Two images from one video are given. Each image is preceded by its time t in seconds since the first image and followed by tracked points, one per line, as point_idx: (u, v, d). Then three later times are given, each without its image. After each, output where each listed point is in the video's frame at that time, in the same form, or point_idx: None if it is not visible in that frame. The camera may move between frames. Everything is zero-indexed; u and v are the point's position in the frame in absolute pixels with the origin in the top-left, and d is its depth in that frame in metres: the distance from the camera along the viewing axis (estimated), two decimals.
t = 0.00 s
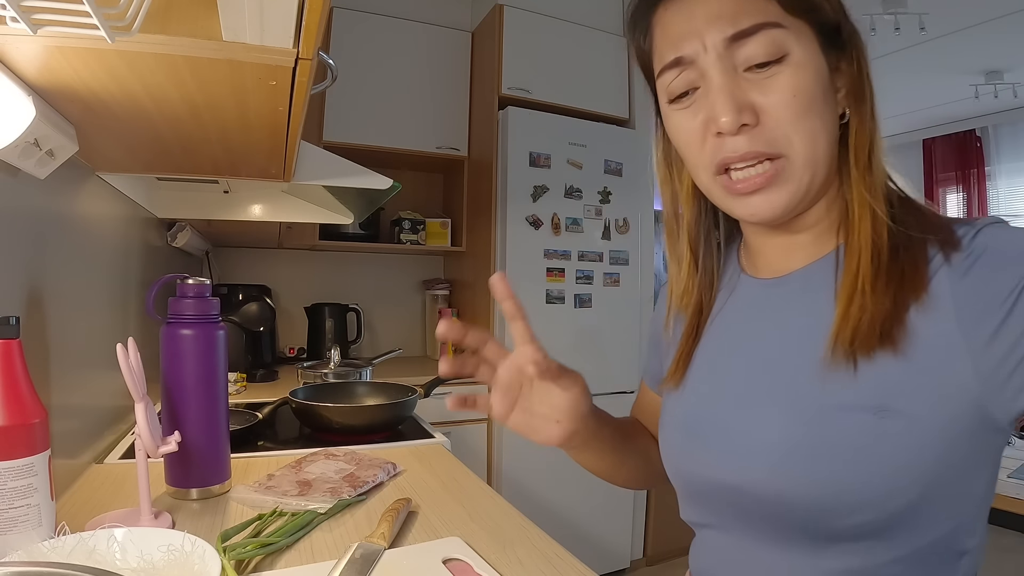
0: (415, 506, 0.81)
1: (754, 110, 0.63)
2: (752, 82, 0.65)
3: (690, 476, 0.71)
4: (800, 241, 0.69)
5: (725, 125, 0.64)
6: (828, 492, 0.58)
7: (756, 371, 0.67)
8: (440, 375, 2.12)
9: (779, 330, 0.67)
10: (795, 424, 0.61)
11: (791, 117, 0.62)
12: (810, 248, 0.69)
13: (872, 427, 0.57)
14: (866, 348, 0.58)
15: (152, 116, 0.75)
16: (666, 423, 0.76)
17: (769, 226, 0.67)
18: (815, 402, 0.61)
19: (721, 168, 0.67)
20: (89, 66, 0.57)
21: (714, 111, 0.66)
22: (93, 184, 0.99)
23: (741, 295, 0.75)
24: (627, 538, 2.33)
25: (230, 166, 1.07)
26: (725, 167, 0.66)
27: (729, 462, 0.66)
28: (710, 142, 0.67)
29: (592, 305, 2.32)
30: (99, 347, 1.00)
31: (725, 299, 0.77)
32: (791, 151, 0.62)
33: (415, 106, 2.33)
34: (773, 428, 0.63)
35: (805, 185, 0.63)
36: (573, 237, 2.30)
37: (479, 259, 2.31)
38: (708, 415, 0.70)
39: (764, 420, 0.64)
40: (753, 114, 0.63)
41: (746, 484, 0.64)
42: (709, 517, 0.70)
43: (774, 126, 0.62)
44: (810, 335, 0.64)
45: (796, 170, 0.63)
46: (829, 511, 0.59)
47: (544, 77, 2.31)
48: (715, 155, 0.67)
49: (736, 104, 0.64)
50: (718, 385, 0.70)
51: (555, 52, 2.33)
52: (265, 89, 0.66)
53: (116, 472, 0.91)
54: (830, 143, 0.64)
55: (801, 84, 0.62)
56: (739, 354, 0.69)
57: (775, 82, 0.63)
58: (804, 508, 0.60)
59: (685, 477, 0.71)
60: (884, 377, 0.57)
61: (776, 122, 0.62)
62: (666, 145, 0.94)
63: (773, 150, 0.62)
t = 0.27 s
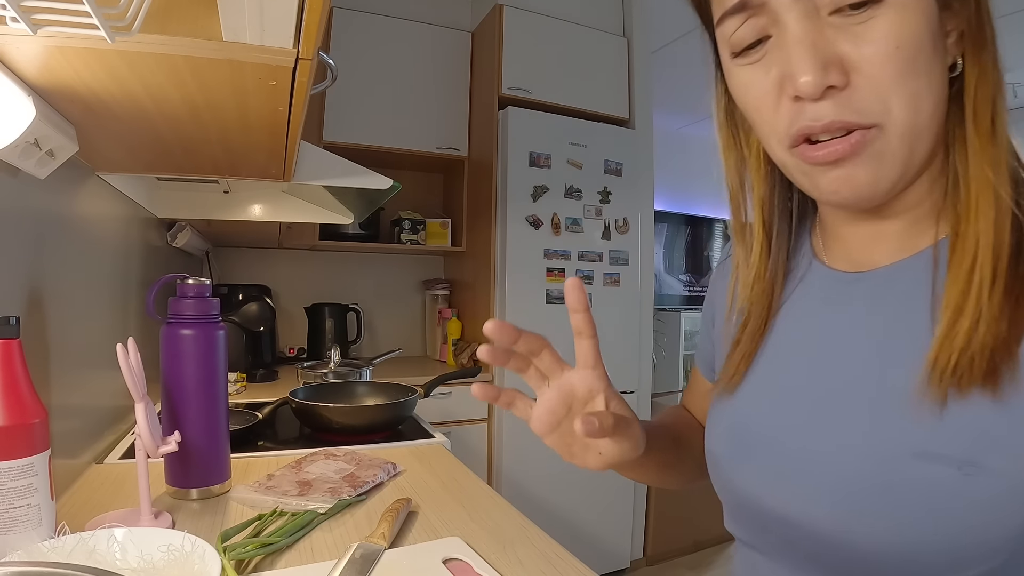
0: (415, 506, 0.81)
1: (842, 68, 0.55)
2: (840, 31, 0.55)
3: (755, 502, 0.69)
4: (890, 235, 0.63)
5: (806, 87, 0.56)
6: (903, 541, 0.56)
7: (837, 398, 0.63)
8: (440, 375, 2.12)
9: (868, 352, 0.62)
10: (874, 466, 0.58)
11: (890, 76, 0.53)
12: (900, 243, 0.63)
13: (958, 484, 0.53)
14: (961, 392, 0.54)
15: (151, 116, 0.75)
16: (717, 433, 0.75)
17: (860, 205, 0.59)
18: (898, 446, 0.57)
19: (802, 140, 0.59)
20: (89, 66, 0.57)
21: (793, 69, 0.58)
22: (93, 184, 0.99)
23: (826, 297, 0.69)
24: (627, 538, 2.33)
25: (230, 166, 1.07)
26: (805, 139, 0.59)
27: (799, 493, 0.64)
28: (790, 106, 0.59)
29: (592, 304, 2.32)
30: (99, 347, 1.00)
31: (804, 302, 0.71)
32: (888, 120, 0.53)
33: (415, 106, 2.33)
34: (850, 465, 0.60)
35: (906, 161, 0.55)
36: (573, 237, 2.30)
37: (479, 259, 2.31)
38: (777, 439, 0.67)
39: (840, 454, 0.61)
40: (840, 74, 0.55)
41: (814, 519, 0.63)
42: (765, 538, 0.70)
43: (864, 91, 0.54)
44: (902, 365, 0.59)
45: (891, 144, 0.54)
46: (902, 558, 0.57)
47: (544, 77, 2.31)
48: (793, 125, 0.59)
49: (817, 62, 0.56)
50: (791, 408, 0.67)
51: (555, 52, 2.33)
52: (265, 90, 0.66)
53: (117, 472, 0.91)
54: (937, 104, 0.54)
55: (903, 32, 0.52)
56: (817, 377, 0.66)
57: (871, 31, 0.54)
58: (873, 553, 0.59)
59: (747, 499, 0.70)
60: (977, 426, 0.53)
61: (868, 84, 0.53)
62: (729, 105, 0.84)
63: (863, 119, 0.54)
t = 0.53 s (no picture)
0: (415, 506, 0.81)
1: (870, 38, 0.50)
2: None
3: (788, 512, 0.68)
4: (938, 232, 0.61)
5: (826, 61, 0.52)
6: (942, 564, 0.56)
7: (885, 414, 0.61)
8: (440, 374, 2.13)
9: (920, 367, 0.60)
10: (918, 488, 0.57)
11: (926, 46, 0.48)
12: (949, 241, 0.61)
13: (1004, 514, 0.52)
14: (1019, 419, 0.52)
15: (151, 116, 0.75)
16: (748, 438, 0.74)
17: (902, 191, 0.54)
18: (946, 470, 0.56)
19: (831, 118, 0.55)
20: (89, 66, 0.57)
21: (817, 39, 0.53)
22: (93, 185, 0.99)
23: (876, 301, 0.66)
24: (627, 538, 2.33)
25: (230, 167, 1.07)
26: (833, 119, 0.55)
27: (837, 508, 0.63)
28: (814, 83, 0.55)
29: (592, 304, 2.32)
30: (99, 346, 1.00)
31: (852, 306, 0.69)
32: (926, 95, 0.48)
33: (415, 106, 2.33)
34: (894, 485, 0.59)
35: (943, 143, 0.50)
36: (573, 237, 2.30)
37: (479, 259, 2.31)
38: (816, 452, 0.66)
39: (882, 473, 0.60)
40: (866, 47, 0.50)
41: (852, 535, 0.62)
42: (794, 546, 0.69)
43: (894, 66, 0.49)
44: (956, 384, 0.57)
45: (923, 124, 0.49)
46: None
47: (544, 77, 2.31)
48: (816, 103, 0.56)
49: (840, 32, 0.51)
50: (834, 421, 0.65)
51: (555, 51, 2.33)
52: (265, 89, 0.66)
53: (117, 472, 0.91)
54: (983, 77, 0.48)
55: None
56: (863, 390, 0.64)
57: None
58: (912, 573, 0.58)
59: (780, 510, 0.69)
60: None
61: (899, 58, 0.49)
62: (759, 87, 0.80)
63: (892, 99, 0.49)
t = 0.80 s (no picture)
0: (415, 506, 0.81)
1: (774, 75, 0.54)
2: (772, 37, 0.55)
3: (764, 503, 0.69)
4: (914, 232, 0.60)
5: (742, 96, 0.56)
6: (899, 556, 0.57)
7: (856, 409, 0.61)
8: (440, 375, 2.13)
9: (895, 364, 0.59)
10: (881, 483, 0.58)
11: (821, 78, 0.51)
12: (925, 242, 0.60)
13: (961, 511, 0.53)
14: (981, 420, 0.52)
15: (151, 116, 0.75)
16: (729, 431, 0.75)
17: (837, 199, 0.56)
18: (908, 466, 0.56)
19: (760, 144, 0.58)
20: (89, 66, 0.57)
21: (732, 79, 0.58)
22: (93, 184, 0.99)
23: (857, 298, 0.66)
24: (627, 538, 2.33)
25: (230, 167, 1.07)
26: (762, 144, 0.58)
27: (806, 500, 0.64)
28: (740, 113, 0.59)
29: (592, 304, 2.32)
30: (99, 346, 1.00)
31: (831, 303, 0.69)
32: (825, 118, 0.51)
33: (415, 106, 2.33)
34: (858, 479, 0.60)
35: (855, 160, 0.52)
36: (574, 237, 2.30)
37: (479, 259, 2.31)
38: (790, 447, 0.66)
39: (850, 468, 0.60)
40: (771, 82, 0.54)
41: (819, 526, 0.63)
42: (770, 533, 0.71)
43: (794, 96, 0.53)
44: (923, 381, 0.57)
45: (830, 143, 0.52)
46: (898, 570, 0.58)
47: (544, 77, 2.31)
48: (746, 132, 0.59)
49: (747, 71, 0.56)
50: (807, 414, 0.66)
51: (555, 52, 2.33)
52: (265, 90, 0.66)
53: (117, 472, 0.91)
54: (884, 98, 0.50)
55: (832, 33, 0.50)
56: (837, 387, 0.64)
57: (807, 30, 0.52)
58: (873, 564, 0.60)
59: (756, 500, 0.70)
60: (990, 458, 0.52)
61: (798, 90, 0.53)
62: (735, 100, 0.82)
63: (792, 127, 0.53)
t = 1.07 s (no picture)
0: (415, 506, 0.81)
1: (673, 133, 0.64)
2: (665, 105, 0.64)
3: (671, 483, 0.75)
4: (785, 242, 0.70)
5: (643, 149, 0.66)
6: (780, 518, 0.63)
7: (740, 399, 0.69)
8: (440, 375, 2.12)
9: (768, 359, 0.68)
10: (759, 458, 0.64)
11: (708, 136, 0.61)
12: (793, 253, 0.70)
13: (820, 460, 0.60)
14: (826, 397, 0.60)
15: (152, 116, 0.75)
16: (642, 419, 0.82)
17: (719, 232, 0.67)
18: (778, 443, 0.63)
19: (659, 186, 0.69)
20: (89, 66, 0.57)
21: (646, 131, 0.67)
22: (93, 184, 1.00)
23: (752, 300, 0.74)
24: (627, 538, 2.33)
25: (230, 166, 1.07)
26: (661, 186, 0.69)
27: (698, 478, 0.70)
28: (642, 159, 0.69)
29: (592, 304, 2.32)
30: (99, 346, 1.00)
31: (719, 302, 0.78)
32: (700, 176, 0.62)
33: (415, 106, 2.33)
34: (741, 455, 0.66)
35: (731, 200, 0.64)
36: (574, 237, 2.30)
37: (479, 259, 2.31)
38: (684, 425, 0.74)
39: (732, 435, 0.68)
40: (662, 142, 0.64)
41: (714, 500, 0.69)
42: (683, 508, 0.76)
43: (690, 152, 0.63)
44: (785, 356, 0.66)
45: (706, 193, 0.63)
46: (778, 532, 0.64)
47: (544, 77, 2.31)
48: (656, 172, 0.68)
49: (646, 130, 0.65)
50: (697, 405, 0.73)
51: (555, 52, 2.33)
52: (265, 90, 0.66)
53: (117, 472, 0.91)
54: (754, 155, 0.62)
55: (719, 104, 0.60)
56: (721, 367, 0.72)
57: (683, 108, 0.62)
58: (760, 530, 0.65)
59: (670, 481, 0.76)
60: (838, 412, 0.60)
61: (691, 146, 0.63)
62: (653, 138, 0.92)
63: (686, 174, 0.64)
